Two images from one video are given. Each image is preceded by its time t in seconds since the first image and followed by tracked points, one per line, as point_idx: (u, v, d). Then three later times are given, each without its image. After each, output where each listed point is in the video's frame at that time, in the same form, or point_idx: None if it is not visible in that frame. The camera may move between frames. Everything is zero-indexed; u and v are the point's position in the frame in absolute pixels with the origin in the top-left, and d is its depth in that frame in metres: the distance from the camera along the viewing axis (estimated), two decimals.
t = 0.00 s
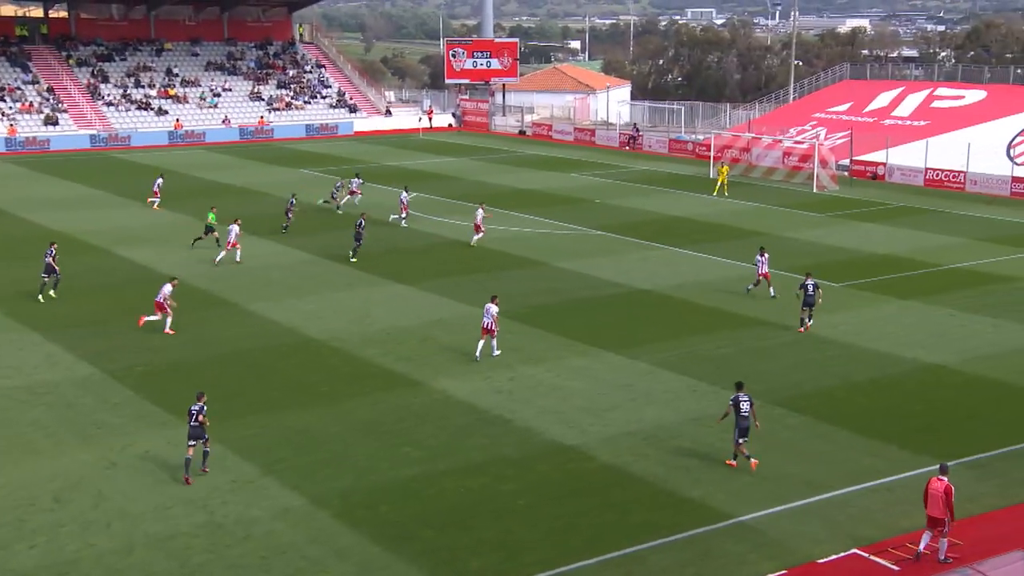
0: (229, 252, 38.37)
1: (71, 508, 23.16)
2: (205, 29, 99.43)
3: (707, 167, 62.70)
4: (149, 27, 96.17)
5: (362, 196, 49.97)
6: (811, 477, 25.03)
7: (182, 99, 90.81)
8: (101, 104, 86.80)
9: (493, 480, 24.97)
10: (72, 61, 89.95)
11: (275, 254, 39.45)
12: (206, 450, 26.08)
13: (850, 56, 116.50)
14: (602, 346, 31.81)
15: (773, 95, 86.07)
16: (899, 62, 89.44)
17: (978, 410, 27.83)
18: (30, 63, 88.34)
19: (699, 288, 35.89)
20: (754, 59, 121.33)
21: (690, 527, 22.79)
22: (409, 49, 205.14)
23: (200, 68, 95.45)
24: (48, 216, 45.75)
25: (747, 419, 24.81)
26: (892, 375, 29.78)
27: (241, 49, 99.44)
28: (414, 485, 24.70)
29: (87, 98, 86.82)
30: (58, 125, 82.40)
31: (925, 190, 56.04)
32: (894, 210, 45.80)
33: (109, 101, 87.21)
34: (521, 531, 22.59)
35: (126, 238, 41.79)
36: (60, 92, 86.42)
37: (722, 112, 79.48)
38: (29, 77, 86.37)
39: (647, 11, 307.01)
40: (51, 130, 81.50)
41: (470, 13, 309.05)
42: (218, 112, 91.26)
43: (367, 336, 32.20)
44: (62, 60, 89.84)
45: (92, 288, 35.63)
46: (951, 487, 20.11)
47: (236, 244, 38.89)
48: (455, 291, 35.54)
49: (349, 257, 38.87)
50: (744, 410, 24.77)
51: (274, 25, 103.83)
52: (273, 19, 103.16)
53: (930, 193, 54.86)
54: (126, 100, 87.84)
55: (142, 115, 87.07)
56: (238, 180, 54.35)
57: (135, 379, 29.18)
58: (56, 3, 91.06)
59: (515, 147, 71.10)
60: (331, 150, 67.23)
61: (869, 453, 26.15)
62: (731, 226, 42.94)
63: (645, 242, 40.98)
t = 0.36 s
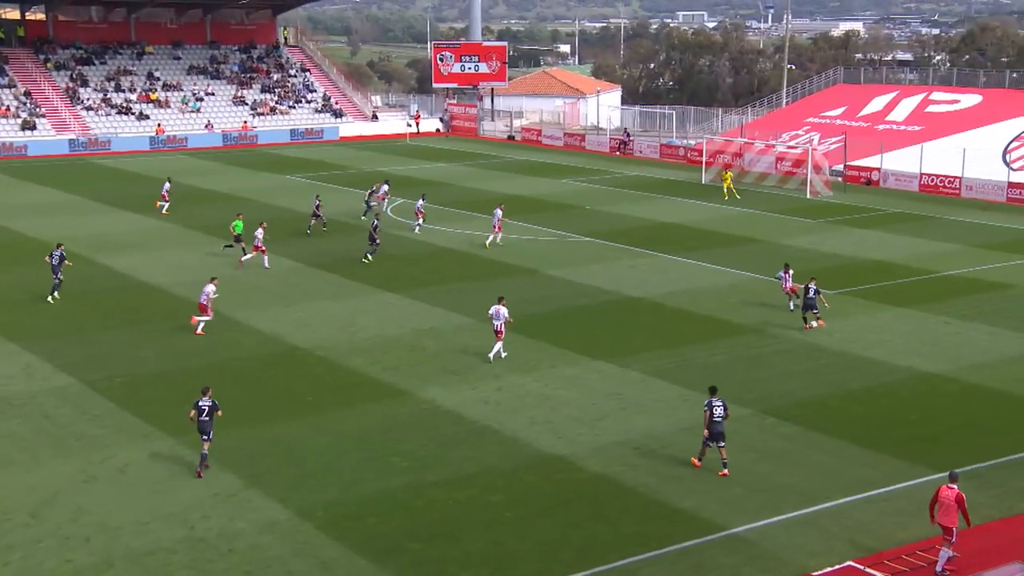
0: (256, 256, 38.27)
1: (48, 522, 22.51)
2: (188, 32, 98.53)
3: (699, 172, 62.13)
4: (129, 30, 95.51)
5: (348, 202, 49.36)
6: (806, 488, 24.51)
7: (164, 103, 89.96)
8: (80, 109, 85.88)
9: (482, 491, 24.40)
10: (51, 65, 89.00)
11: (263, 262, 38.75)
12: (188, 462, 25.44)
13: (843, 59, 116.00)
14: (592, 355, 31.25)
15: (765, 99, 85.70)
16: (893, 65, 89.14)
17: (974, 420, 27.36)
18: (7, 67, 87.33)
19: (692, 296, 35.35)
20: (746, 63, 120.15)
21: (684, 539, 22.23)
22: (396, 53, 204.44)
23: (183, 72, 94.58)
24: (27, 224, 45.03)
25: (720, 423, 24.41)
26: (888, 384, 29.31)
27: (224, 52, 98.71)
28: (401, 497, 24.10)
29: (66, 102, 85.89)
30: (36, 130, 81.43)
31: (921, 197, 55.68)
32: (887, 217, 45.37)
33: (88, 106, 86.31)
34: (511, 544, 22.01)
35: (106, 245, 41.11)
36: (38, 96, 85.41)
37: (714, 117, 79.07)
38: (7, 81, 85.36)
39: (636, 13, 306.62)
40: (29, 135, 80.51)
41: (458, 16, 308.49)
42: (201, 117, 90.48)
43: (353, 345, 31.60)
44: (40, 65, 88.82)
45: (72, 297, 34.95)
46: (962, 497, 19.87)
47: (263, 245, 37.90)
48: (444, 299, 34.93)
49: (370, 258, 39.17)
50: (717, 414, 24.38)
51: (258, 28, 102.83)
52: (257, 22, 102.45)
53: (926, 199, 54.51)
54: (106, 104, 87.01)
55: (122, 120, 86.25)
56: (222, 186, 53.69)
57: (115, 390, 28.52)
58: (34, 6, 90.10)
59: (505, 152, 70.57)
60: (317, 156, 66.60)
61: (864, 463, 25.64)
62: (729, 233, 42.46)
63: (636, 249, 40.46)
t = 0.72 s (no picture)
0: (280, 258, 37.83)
1: (16, 540, 21.55)
2: (162, 32, 97.46)
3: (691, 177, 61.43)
4: (102, 29, 94.16)
5: (331, 208, 48.43)
6: (804, 500, 23.72)
7: (139, 105, 88.89)
8: (51, 111, 84.49)
9: (469, 504, 23.54)
10: (20, 66, 87.49)
11: (245, 269, 37.79)
12: (164, 476, 24.52)
13: (837, 60, 115.06)
14: (581, 365, 30.43)
15: (757, 100, 85.09)
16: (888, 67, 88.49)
17: (974, 430, 26.63)
18: None
19: (682, 302, 34.57)
20: (738, 64, 120.39)
21: (679, 554, 21.41)
22: (377, 54, 203.15)
23: (158, 73, 93.53)
24: None
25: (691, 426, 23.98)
26: (884, 393, 28.57)
27: (201, 53, 97.82)
28: (385, 511, 23.22)
29: (37, 104, 84.49)
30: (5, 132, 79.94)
31: (917, 200, 55.07)
32: (880, 222, 44.71)
33: (60, 108, 84.97)
34: (500, 560, 21.17)
35: (79, 252, 40.10)
36: (8, 97, 83.85)
37: (705, 120, 78.45)
38: None
39: (624, 14, 305.80)
40: None
41: (443, 17, 307.24)
42: (177, 119, 89.45)
43: (335, 354, 30.72)
44: (8, 65, 87.16)
45: (45, 305, 33.97)
46: (975, 504, 19.10)
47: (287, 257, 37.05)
48: (429, 306, 34.07)
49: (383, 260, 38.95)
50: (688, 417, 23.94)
51: (236, 28, 102.15)
52: (234, 22, 101.75)
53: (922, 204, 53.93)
54: (78, 106, 85.77)
55: (96, 122, 85.12)
56: (199, 191, 52.69)
57: (89, 403, 27.59)
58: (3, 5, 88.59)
59: (490, 156, 69.63)
60: (297, 160, 65.63)
61: (862, 474, 24.88)
62: (719, 239, 41.70)
63: (624, 255, 39.62)
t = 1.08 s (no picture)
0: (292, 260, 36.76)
1: None
2: (124, 26, 94.77)
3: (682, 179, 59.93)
4: (60, 23, 91.79)
5: (308, 213, 46.77)
6: (807, 519, 22.29)
7: (100, 104, 86.61)
8: (6, 110, 82.34)
9: (450, 524, 22.06)
10: None
11: (216, 277, 36.25)
12: (124, 496, 22.98)
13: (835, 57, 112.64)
14: (567, 377, 28.96)
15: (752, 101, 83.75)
16: (887, 64, 86.95)
17: (983, 444, 25.26)
18: None
19: (675, 309, 33.07)
20: (731, 61, 117.61)
21: None
22: (355, 50, 200.26)
23: (120, 71, 91.26)
24: None
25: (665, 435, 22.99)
26: (886, 406, 27.18)
27: (166, 50, 95.40)
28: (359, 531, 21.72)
29: None
30: None
31: (920, 204, 53.83)
32: (877, 227, 43.30)
33: (15, 107, 82.82)
34: None
35: (39, 260, 38.46)
36: None
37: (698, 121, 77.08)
38: None
39: (612, 10, 303.49)
40: None
41: (427, 14, 304.39)
42: (140, 119, 87.12)
43: (309, 367, 29.20)
44: None
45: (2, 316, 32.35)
46: (996, 519, 17.89)
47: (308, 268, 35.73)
48: (409, 315, 32.54)
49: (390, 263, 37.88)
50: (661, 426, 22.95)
51: (203, 23, 99.09)
52: (202, 17, 98.67)
53: (926, 208, 52.79)
54: (35, 105, 83.61)
55: (53, 122, 82.90)
56: (167, 195, 51.02)
57: (46, 420, 26.03)
58: None
59: (473, 158, 68.05)
60: (269, 163, 64.01)
61: (866, 491, 23.48)
62: (714, 245, 40.22)
63: (612, 262, 38.17)
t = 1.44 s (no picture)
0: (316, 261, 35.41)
1: None
2: (77, 16, 88.88)
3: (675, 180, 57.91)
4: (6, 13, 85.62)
5: (281, 218, 44.66)
6: (815, 543, 20.54)
7: (50, 101, 80.75)
8: None
9: (427, 550, 20.23)
10: None
11: (180, 287, 34.24)
12: (75, 523, 21.10)
13: (839, 50, 105.20)
14: (555, 392, 27.10)
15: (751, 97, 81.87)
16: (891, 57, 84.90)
17: (1000, 463, 23.56)
18: None
19: (668, 319, 31.18)
20: (729, 55, 107.65)
21: None
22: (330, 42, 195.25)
23: (72, 64, 85.36)
24: None
25: (639, 447, 21.58)
26: (894, 422, 25.44)
27: (122, 42, 89.57)
28: (329, 559, 19.88)
29: None
30: None
31: (932, 207, 52.27)
32: (879, 232, 41.43)
33: None
34: None
35: None
36: None
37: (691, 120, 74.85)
38: None
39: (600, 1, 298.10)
40: None
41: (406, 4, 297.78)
42: (95, 117, 81.45)
43: (278, 382, 27.30)
44: None
45: None
46: None
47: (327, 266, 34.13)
48: (386, 325, 30.61)
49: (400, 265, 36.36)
50: (635, 438, 21.52)
51: (162, 14, 93.40)
52: (161, 7, 92.96)
53: (936, 210, 51.18)
54: None
55: None
56: (128, 200, 48.73)
57: None
58: None
59: (455, 159, 65.90)
60: (238, 165, 61.66)
61: (878, 513, 21.73)
62: (708, 252, 38.35)
63: (602, 268, 36.31)
